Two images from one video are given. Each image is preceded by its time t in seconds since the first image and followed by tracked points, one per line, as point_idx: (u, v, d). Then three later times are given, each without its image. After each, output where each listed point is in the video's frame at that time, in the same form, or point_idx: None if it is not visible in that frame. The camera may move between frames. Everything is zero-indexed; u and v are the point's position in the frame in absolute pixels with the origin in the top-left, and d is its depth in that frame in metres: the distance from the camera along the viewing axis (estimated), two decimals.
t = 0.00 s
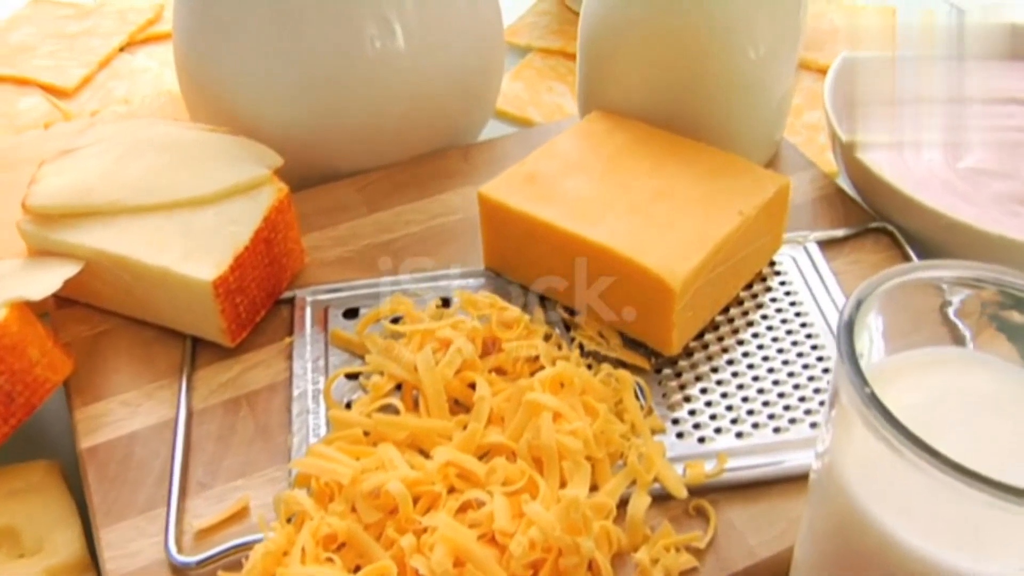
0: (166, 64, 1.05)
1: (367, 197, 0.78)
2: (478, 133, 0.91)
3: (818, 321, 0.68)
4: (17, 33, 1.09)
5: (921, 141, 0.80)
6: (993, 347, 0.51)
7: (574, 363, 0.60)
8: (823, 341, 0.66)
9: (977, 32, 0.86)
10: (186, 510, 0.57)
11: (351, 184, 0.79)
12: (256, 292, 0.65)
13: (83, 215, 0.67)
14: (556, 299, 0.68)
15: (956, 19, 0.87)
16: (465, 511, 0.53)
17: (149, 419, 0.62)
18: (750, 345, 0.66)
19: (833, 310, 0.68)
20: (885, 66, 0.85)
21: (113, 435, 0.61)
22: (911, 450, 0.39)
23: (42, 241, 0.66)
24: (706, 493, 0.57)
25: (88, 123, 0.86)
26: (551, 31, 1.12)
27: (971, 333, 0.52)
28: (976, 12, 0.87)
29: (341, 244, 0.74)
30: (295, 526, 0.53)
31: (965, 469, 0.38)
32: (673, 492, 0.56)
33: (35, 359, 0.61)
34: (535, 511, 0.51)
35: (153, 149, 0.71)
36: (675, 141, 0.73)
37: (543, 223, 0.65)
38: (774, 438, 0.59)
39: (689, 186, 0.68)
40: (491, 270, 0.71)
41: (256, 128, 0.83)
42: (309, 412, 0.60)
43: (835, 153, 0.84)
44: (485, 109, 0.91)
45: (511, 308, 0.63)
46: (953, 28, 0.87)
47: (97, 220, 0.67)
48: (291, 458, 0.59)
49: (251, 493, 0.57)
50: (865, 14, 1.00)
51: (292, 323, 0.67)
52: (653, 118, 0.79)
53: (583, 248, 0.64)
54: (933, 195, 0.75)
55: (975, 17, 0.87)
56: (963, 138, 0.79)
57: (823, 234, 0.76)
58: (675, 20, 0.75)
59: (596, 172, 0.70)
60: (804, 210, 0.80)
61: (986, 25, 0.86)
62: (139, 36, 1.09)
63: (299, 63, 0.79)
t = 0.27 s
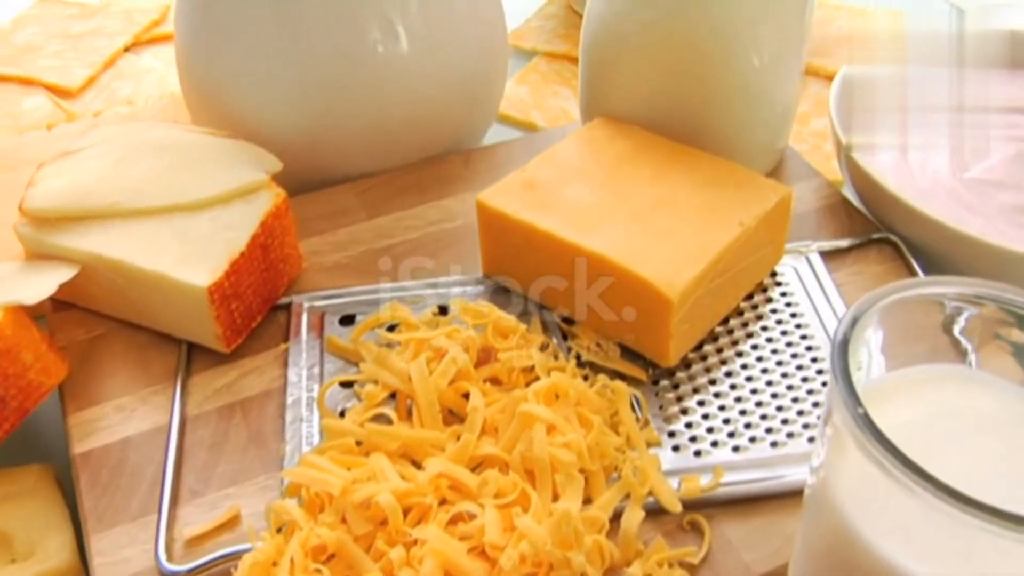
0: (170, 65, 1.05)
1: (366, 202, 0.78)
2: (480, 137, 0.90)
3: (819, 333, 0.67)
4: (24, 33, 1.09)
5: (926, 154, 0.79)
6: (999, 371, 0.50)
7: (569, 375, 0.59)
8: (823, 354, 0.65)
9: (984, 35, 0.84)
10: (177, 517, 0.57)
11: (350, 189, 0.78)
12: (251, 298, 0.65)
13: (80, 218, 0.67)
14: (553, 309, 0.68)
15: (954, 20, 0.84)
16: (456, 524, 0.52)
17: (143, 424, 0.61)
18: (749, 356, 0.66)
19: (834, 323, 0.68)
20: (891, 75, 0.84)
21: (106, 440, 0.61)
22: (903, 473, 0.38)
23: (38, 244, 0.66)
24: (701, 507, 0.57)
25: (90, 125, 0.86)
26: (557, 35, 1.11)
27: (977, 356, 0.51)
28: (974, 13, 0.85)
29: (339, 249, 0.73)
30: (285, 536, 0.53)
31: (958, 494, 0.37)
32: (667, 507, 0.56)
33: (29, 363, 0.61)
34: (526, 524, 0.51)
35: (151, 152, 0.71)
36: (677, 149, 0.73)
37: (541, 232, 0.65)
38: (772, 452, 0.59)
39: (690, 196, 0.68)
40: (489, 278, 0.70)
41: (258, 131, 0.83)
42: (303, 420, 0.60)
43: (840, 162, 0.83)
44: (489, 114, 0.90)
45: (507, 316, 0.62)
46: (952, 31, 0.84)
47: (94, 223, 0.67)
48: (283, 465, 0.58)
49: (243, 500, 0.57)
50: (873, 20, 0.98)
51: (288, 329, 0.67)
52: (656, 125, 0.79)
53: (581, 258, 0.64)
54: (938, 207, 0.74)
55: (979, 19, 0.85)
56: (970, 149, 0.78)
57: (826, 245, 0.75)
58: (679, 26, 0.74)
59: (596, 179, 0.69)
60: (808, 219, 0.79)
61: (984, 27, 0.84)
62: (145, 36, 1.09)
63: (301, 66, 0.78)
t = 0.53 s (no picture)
0: (174, 66, 1.05)
1: (366, 206, 0.77)
2: (483, 141, 0.90)
3: (819, 345, 0.66)
4: (30, 32, 1.10)
5: (932, 161, 0.78)
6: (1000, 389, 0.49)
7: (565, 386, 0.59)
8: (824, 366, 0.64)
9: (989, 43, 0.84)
10: (169, 524, 0.56)
11: (350, 193, 0.78)
12: (247, 303, 0.65)
13: (77, 222, 0.67)
14: (551, 317, 0.67)
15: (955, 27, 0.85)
16: (447, 535, 0.52)
17: (137, 429, 0.61)
18: (748, 367, 0.65)
19: (835, 334, 0.67)
20: (896, 84, 0.84)
21: (99, 445, 0.60)
22: (895, 493, 0.38)
23: (35, 247, 0.66)
24: (696, 520, 0.56)
25: (91, 126, 0.86)
26: (562, 38, 1.11)
27: (980, 367, 0.50)
28: (975, 15, 0.86)
29: (337, 254, 0.73)
30: (275, 546, 0.52)
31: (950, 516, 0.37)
32: (662, 520, 0.55)
33: (23, 367, 0.61)
34: (517, 537, 0.50)
35: (149, 155, 0.70)
36: (678, 157, 0.72)
37: (539, 240, 0.64)
38: (769, 465, 0.58)
39: (690, 204, 0.67)
40: (487, 285, 0.70)
41: (258, 134, 0.82)
42: (297, 427, 0.60)
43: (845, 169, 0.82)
44: (491, 118, 0.90)
45: (503, 325, 0.62)
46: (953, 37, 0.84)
47: (91, 227, 0.66)
48: (276, 473, 0.58)
49: (235, 508, 0.57)
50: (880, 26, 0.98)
51: (284, 334, 0.67)
52: (658, 131, 0.78)
53: (579, 266, 0.63)
54: (942, 217, 0.73)
55: (983, 28, 0.84)
56: (976, 157, 0.77)
57: (830, 254, 0.75)
58: (682, 32, 0.73)
59: (596, 187, 0.69)
60: (810, 228, 0.78)
61: (987, 34, 0.84)
62: (149, 37, 1.09)
63: (303, 69, 0.78)
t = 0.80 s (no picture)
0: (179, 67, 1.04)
1: (366, 211, 0.77)
2: (486, 145, 0.90)
3: (820, 357, 0.65)
4: (35, 32, 1.09)
5: (937, 169, 0.77)
6: (999, 405, 0.49)
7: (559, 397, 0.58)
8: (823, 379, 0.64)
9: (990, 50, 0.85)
10: (160, 531, 0.56)
11: (350, 198, 0.78)
12: (243, 309, 0.65)
13: (74, 225, 0.66)
14: (548, 326, 0.67)
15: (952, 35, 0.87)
16: (438, 548, 0.51)
17: (131, 435, 0.61)
18: (747, 379, 0.64)
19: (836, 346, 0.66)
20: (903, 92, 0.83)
21: (93, 451, 0.60)
22: (887, 518, 0.37)
23: (32, 250, 0.66)
24: (691, 535, 0.55)
25: (93, 127, 0.86)
26: (569, 41, 1.10)
27: (982, 378, 0.50)
28: (975, 17, 0.88)
29: (336, 260, 0.73)
30: (265, 556, 0.52)
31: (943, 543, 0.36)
32: (656, 534, 0.55)
33: (16, 371, 0.61)
34: (508, 550, 0.50)
35: (148, 158, 0.70)
36: (679, 164, 0.71)
37: (537, 248, 0.64)
38: (765, 479, 0.57)
39: (690, 213, 0.66)
40: (485, 292, 0.69)
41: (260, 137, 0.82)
42: (290, 435, 0.59)
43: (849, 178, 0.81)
44: (494, 122, 0.89)
45: (499, 335, 0.61)
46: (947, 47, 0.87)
47: (88, 230, 0.66)
48: (268, 480, 0.58)
49: (226, 516, 0.56)
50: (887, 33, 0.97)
51: (281, 340, 0.66)
52: (661, 139, 0.77)
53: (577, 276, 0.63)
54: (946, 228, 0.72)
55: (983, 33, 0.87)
56: (981, 168, 0.76)
57: (832, 265, 0.74)
58: (684, 38, 0.73)
59: (595, 194, 0.68)
60: (814, 238, 0.78)
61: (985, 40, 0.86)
62: (155, 37, 1.09)
63: (304, 71, 0.77)
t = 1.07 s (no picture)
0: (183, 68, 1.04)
1: (365, 218, 0.76)
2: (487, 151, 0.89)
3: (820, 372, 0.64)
4: (41, 32, 1.09)
5: (945, 179, 0.76)
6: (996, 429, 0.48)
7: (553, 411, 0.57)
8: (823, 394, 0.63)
9: (997, 51, 0.83)
10: (149, 540, 0.56)
11: (349, 204, 0.77)
12: (238, 316, 0.65)
13: (70, 229, 0.66)
14: (546, 337, 0.66)
15: (956, 31, 0.83)
16: (426, 562, 0.51)
17: (123, 441, 0.61)
18: (746, 393, 0.63)
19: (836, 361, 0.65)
20: (911, 101, 0.82)
21: (85, 457, 0.60)
22: (876, 546, 0.36)
23: (28, 253, 0.65)
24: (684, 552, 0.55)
25: (95, 129, 0.86)
26: (575, 46, 1.09)
27: (984, 393, 0.50)
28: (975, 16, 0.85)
29: (333, 266, 0.72)
30: (252, 568, 0.52)
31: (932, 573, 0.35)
32: (648, 551, 0.54)
33: (10, 376, 0.61)
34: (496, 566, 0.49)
35: (146, 162, 0.70)
36: (680, 174, 0.70)
37: (534, 259, 0.63)
38: (761, 496, 0.57)
39: (690, 224, 0.66)
40: (482, 301, 0.69)
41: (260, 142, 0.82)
42: (282, 445, 0.59)
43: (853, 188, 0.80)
44: (496, 129, 0.89)
45: (494, 346, 0.61)
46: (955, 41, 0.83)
47: (84, 234, 0.66)
48: (259, 490, 0.57)
49: (216, 525, 0.56)
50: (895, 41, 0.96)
51: (275, 348, 0.66)
52: (664, 148, 0.77)
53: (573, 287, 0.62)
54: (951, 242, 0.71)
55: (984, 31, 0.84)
56: (990, 178, 0.75)
57: (835, 277, 0.73)
58: (687, 47, 0.72)
59: (594, 204, 0.67)
60: (817, 249, 0.77)
61: (988, 38, 0.84)
62: (160, 38, 1.09)
63: (305, 72, 0.77)
